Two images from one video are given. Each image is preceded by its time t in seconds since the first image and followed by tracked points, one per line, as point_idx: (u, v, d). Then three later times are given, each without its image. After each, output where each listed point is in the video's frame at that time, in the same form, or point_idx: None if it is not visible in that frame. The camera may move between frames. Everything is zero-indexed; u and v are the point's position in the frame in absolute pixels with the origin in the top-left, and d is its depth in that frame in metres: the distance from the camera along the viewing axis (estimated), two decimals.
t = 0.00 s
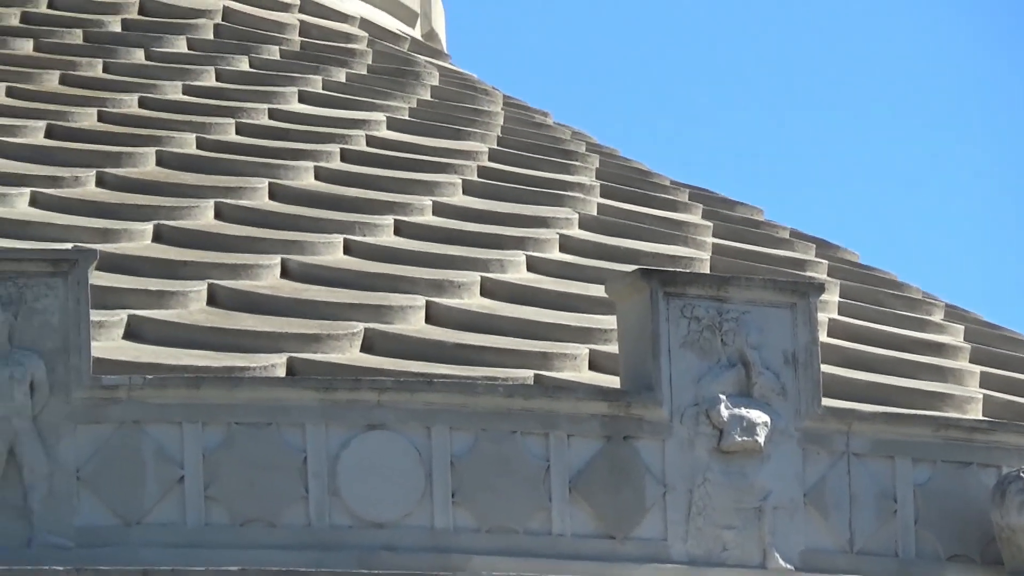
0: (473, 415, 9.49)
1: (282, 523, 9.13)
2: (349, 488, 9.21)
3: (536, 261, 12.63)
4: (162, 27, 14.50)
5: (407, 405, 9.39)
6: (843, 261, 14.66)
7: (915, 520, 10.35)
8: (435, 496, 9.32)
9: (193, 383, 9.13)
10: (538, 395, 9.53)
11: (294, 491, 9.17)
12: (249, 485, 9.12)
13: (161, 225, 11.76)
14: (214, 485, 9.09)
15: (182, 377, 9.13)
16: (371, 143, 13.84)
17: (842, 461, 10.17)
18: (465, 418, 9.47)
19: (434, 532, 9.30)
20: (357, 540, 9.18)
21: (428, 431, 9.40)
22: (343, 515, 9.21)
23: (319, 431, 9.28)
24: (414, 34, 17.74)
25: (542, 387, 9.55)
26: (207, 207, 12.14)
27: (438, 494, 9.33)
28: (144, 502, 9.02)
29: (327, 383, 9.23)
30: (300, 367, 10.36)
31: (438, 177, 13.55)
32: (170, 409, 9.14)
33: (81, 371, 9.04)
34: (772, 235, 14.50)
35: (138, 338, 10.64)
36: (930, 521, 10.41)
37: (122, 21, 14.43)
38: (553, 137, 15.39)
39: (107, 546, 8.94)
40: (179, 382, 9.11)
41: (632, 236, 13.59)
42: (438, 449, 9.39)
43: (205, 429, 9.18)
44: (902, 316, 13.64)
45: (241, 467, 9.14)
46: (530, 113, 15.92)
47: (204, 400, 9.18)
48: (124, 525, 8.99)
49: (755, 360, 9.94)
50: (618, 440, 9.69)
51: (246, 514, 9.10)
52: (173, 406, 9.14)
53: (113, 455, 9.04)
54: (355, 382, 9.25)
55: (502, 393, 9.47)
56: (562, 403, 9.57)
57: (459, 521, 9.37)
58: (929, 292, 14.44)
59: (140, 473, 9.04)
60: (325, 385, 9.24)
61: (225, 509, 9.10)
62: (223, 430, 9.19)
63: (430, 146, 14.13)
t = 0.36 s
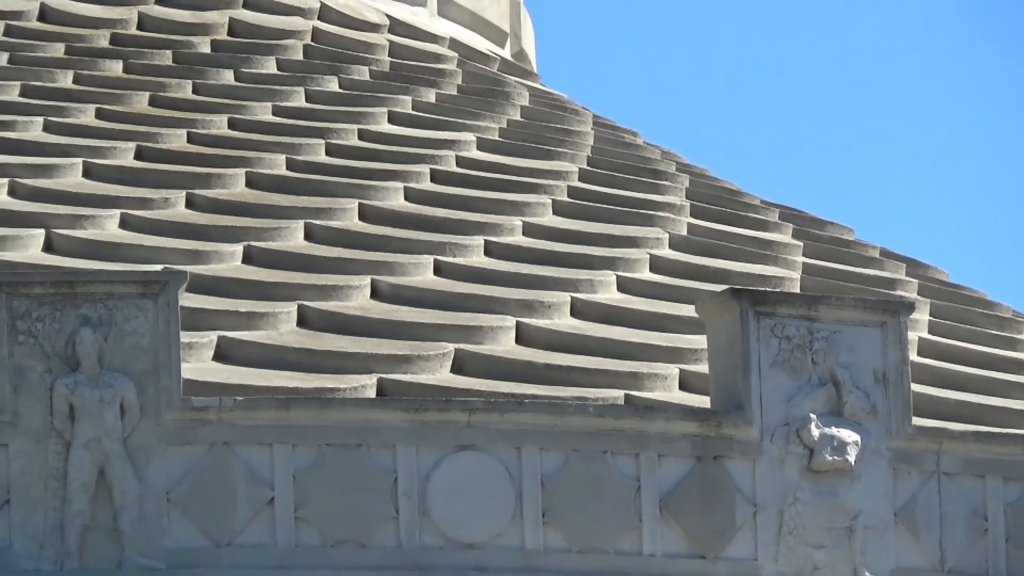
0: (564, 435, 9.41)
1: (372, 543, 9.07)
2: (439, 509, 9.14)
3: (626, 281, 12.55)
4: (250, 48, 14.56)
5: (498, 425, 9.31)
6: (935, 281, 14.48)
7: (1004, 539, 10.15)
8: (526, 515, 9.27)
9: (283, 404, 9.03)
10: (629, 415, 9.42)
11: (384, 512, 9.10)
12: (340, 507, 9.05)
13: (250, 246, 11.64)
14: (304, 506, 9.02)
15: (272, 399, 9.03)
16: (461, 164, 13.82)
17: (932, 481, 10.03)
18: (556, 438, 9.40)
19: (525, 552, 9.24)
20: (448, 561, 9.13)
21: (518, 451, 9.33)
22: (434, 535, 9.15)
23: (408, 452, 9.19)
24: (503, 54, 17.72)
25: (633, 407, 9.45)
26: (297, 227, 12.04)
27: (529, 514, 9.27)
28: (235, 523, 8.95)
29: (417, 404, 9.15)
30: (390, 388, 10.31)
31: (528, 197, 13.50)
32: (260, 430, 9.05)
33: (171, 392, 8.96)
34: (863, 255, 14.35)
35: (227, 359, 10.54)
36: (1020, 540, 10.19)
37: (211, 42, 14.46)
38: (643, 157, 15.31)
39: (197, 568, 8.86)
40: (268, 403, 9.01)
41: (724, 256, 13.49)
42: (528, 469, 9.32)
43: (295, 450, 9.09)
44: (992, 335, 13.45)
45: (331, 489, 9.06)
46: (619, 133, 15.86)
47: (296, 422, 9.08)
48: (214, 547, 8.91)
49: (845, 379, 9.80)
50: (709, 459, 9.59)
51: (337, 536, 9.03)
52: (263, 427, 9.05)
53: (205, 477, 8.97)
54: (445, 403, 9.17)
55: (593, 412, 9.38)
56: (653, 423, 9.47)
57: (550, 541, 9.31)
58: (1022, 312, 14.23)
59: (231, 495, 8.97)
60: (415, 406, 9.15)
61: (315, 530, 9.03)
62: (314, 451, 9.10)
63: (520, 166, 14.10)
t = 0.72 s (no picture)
0: (616, 455, 9.37)
1: (424, 564, 9.05)
2: (491, 529, 9.13)
3: (677, 301, 12.52)
4: (300, 69, 14.61)
5: (550, 445, 9.28)
6: (986, 299, 14.38)
7: None
8: (577, 536, 9.24)
9: (334, 425, 8.99)
10: (680, 434, 9.38)
11: (436, 532, 9.08)
12: (391, 528, 9.04)
13: (301, 267, 11.63)
14: (355, 527, 9.00)
15: (323, 420, 8.99)
16: (511, 184, 13.81)
17: (984, 499, 9.96)
18: (607, 459, 9.36)
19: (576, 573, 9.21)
20: None
21: (570, 471, 9.30)
22: (485, 555, 9.12)
23: (460, 473, 9.17)
24: (553, 75, 17.73)
25: (685, 426, 9.41)
26: (347, 248, 12.04)
27: (580, 535, 9.24)
28: (286, 544, 8.92)
29: (469, 424, 9.11)
30: (441, 409, 10.29)
31: (578, 217, 13.49)
32: (310, 451, 9.01)
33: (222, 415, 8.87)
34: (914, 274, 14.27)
35: (278, 380, 10.51)
36: None
37: (261, 63, 14.52)
38: (693, 176, 15.27)
39: None
40: (319, 424, 8.96)
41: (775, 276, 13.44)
42: (580, 490, 9.29)
43: (346, 471, 9.06)
44: None
45: (383, 510, 9.05)
46: (669, 153, 15.84)
47: (347, 443, 9.04)
48: (265, 568, 8.88)
49: (897, 399, 9.72)
50: (760, 478, 9.55)
51: (388, 556, 9.02)
52: (313, 448, 9.01)
53: (256, 499, 8.92)
54: (497, 423, 9.13)
55: (644, 432, 9.34)
56: (704, 442, 9.43)
57: (601, 561, 9.27)
58: None
59: (281, 516, 8.93)
60: (467, 427, 9.12)
61: (366, 551, 9.02)
62: (365, 472, 9.08)
63: (571, 187, 14.08)
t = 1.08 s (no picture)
0: (666, 475, 9.35)
1: None
2: (542, 550, 9.13)
3: (726, 320, 12.49)
4: (348, 90, 14.64)
5: (600, 466, 9.26)
6: None
7: None
8: (628, 556, 9.23)
9: (384, 446, 9.00)
10: (730, 454, 9.37)
11: (486, 553, 9.08)
12: (441, 549, 9.03)
13: (350, 288, 11.65)
14: (406, 548, 9.00)
15: (373, 441, 9.00)
16: (559, 205, 13.81)
17: None
18: (658, 479, 9.34)
19: None
20: None
21: (620, 493, 9.29)
22: None
23: (510, 494, 9.16)
24: (601, 95, 17.73)
25: (734, 446, 9.40)
26: (396, 269, 12.06)
27: (631, 556, 9.23)
28: (337, 566, 8.93)
29: (519, 445, 9.12)
30: (491, 430, 10.29)
31: (627, 237, 13.48)
32: (361, 472, 9.02)
33: (273, 437, 8.86)
34: (964, 292, 14.20)
35: (328, 402, 10.53)
36: None
37: (309, 85, 14.56)
38: (741, 195, 15.24)
39: None
40: (370, 446, 8.98)
41: (824, 294, 13.40)
42: (631, 510, 9.28)
43: (396, 492, 9.06)
44: None
45: (434, 532, 9.05)
46: (717, 172, 15.80)
47: (398, 465, 9.05)
48: None
49: (947, 417, 9.64)
50: (811, 497, 9.51)
51: None
52: (364, 469, 9.02)
53: (307, 521, 8.93)
54: (547, 443, 9.14)
55: (695, 453, 9.34)
56: (754, 461, 9.40)
57: None
58: None
59: (332, 538, 8.93)
60: (517, 447, 9.12)
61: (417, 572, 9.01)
62: (415, 493, 9.08)
63: (620, 206, 14.07)
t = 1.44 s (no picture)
0: (731, 498, 9.30)
1: None
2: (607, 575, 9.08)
3: (790, 343, 12.41)
4: (410, 116, 14.66)
5: (664, 490, 9.21)
6: None
7: None
8: None
9: (449, 471, 8.98)
10: (795, 477, 9.30)
11: None
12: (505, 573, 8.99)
13: (413, 314, 11.62)
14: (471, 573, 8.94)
15: (437, 466, 8.98)
16: (622, 229, 13.77)
17: None
18: (723, 502, 9.28)
19: None
20: None
21: (685, 515, 9.23)
22: None
23: (575, 518, 9.13)
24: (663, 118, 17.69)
25: (799, 469, 9.33)
26: (459, 294, 12.03)
27: None
28: None
29: (583, 469, 9.09)
30: (554, 454, 10.25)
31: (689, 261, 13.42)
32: (426, 497, 8.98)
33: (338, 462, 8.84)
34: None
35: (391, 428, 10.51)
36: None
37: (371, 110, 14.58)
38: (804, 218, 15.15)
39: None
40: (434, 470, 8.96)
41: (888, 318, 13.31)
42: (696, 533, 9.22)
43: (460, 517, 9.03)
44: None
45: (498, 556, 9.00)
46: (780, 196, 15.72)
47: (462, 489, 9.02)
48: None
49: (1011, 439, 9.55)
50: (875, 520, 9.42)
51: None
52: (429, 494, 8.99)
53: (371, 546, 8.90)
54: (610, 467, 9.11)
55: (759, 476, 9.27)
56: (818, 485, 9.33)
57: None
58: None
59: (396, 562, 8.90)
60: (581, 471, 9.09)
61: None
62: (480, 518, 9.05)
63: (683, 230, 14.01)
